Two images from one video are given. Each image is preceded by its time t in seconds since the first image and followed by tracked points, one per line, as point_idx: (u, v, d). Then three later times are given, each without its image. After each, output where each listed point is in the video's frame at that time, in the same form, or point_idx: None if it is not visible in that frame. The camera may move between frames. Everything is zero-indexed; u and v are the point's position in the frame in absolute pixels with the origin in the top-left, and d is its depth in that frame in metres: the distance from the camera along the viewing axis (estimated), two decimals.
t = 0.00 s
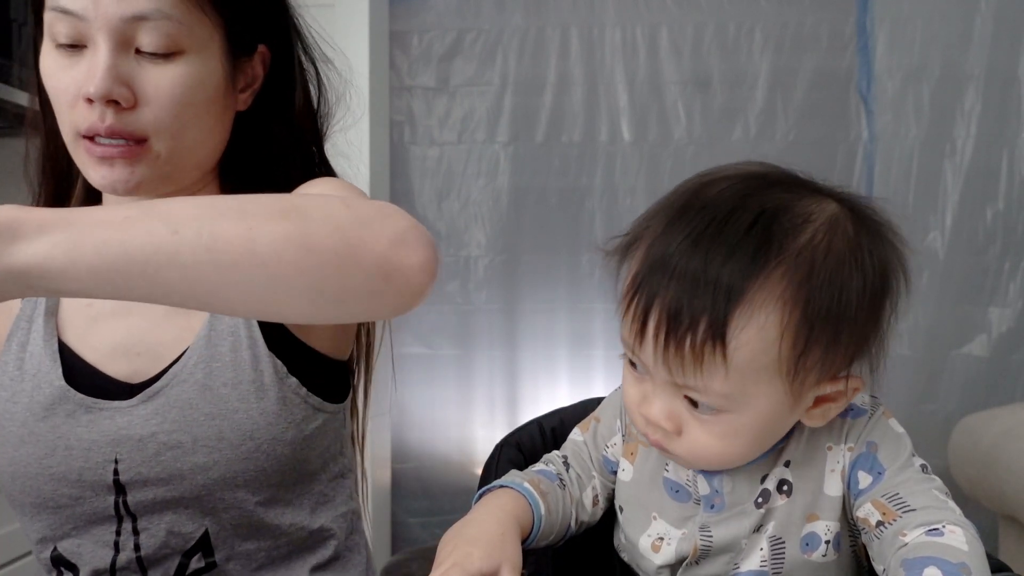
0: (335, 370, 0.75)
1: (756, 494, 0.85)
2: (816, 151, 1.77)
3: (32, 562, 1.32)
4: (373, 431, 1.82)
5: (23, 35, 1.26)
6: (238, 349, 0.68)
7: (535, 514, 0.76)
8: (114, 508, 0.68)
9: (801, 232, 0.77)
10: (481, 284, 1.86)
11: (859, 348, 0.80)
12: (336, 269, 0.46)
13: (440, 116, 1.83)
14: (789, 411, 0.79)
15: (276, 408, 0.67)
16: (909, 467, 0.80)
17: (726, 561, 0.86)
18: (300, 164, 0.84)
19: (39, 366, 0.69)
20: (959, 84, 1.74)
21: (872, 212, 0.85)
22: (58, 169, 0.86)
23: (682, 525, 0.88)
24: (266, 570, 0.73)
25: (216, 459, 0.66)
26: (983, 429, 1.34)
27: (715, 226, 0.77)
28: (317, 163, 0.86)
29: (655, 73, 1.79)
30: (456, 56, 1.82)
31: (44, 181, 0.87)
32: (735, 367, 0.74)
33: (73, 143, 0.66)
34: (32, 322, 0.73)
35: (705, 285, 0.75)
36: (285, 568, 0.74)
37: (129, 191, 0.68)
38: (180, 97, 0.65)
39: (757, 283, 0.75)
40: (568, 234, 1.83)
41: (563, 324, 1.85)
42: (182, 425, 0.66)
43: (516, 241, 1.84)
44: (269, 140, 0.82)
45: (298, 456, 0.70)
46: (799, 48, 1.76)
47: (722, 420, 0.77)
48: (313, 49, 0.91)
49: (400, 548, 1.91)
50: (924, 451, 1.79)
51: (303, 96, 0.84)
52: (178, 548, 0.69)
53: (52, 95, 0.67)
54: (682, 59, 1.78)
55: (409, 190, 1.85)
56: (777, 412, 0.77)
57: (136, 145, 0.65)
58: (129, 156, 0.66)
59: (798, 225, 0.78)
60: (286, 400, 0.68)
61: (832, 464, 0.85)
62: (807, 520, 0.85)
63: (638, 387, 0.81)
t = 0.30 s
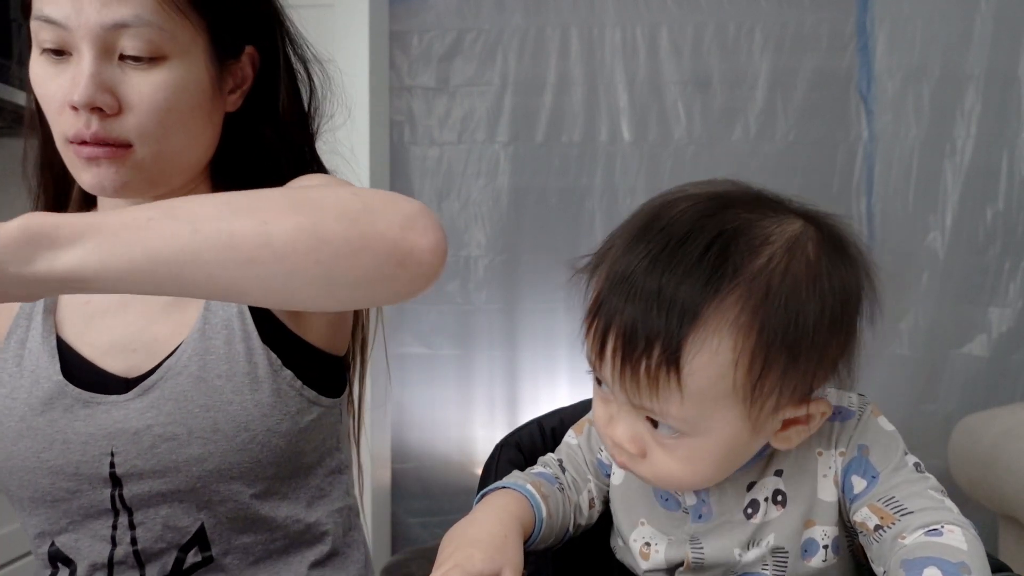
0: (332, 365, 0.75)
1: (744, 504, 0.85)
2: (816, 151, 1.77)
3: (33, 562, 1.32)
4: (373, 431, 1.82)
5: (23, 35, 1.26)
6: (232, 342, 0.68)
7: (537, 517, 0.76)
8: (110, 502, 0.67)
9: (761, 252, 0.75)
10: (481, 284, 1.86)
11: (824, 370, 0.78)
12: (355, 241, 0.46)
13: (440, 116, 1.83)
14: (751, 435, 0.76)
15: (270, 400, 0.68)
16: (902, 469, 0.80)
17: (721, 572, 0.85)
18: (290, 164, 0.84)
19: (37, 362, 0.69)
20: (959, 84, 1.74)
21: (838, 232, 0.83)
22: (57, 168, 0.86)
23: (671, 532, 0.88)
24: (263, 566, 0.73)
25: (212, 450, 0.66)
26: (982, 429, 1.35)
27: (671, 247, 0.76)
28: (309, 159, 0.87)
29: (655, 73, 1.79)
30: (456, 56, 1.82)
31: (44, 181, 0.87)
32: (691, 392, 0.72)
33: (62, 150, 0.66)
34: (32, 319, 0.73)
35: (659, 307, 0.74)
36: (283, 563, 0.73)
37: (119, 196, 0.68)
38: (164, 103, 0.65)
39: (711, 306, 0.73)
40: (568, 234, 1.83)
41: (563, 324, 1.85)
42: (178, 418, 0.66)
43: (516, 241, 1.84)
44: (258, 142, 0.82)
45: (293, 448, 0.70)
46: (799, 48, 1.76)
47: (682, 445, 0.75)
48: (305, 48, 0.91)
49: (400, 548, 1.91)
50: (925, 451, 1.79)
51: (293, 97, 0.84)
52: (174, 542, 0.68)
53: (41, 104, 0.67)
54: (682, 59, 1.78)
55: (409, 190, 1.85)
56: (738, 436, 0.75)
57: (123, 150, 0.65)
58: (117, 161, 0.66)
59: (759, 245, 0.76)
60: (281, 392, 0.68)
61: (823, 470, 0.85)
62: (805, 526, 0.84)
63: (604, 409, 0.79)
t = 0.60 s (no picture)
0: (339, 366, 0.74)
1: (730, 535, 0.78)
2: (816, 151, 1.77)
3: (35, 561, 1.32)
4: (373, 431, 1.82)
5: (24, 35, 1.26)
6: (251, 342, 0.68)
7: (540, 519, 0.76)
8: (125, 498, 0.67)
9: (721, 299, 0.67)
10: (480, 284, 1.86)
11: (794, 424, 0.70)
12: (361, 276, 0.48)
13: (440, 116, 1.83)
14: (704, 490, 0.69)
15: (287, 399, 0.68)
16: (906, 482, 0.75)
17: None
18: (303, 168, 0.83)
19: (48, 360, 0.69)
20: (959, 84, 1.74)
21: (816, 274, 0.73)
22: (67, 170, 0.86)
23: (650, 554, 0.82)
24: (268, 565, 0.72)
25: (230, 446, 0.66)
26: (983, 429, 1.35)
27: (625, 286, 0.68)
28: (319, 167, 0.85)
29: (654, 73, 1.79)
30: (456, 56, 1.82)
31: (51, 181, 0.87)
32: (634, 447, 0.66)
33: (83, 150, 0.67)
34: (41, 317, 0.73)
35: (606, 351, 0.67)
36: (287, 561, 0.73)
37: (137, 196, 0.68)
38: (186, 104, 0.65)
39: (659, 353, 0.66)
40: (568, 234, 1.83)
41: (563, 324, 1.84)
42: (196, 414, 0.66)
43: (516, 241, 1.84)
44: (271, 147, 0.81)
45: (308, 445, 0.71)
46: (799, 48, 1.76)
47: (631, 494, 0.69)
48: (316, 55, 0.90)
49: (400, 548, 1.90)
50: (925, 451, 1.79)
51: (305, 104, 0.84)
52: (184, 541, 0.68)
53: (63, 104, 0.67)
54: (682, 59, 1.78)
55: (409, 190, 1.85)
56: (691, 490, 0.68)
57: (144, 151, 0.65)
58: (138, 160, 0.66)
59: (719, 291, 0.67)
60: (297, 392, 0.68)
61: (814, 492, 0.78)
62: (798, 553, 0.78)
63: (561, 443, 0.74)
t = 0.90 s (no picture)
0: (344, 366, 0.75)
1: (721, 551, 0.77)
2: (816, 150, 1.77)
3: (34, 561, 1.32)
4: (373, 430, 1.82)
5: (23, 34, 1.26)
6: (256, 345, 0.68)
7: (540, 522, 0.75)
8: (123, 495, 0.67)
9: (692, 333, 0.63)
10: (481, 284, 1.86)
11: (772, 456, 0.67)
12: (378, 396, 0.50)
13: (440, 116, 1.83)
14: (678, 522, 0.67)
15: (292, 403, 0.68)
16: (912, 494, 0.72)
17: None
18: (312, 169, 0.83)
19: (48, 353, 0.69)
20: (959, 85, 1.74)
21: (798, 299, 0.69)
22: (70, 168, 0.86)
23: (645, 567, 0.82)
24: (266, 568, 0.72)
25: (232, 449, 0.66)
26: (983, 429, 1.35)
27: (594, 317, 0.65)
28: (326, 168, 0.86)
29: (655, 73, 1.79)
30: (456, 56, 1.82)
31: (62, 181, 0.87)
32: (603, 481, 0.64)
33: (90, 142, 0.66)
34: (41, 309, 0.73)
35: (574, 385, 0.64)
36: (285, 565, 0.72)
37: (142, 189, 0.68)
38: (193, 96, 0.65)
39: (628, 388, 0.63)
40: (568, 234, 1.83)
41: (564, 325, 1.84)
42: (198, 415, 0.66)
43: (516, 241, 1.84)
44: (280, 148, 0.81)
45: (309, 451, 0.71)
46: (799, 47, 1.76)
47: (604, 524, 0.66)
48: (321, 54, 0.90)
49: (400, 548, 1.90)
50: (925, 452, 1.79)
51: (313, 105, 0.84)
52: (181, 539, 0.68)
53: (73, 99, 0.68)
54: (682, 59, 1.78)
55: (409, 190, 1.85)
56: (664, 522, 0.66)
57: (150, 142, 0.65)
58: (143, 151, 0.65)
59: (691, 324, 0.63)
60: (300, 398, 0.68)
61: (810, 508, 0.75)
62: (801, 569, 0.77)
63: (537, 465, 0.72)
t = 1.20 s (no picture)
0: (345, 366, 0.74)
1: (718, 542, 0.73)
2: (817, 150, 1.77)
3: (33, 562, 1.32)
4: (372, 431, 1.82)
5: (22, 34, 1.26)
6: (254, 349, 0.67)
7: (540, 521, 0.75)
8: (118, 499, 0.67)
9: (700, 291, 0.62)
10: (480, 284, 1.86)
11: (771, 421, 0.65)
12: (363, 439, 0.50)
13: (440, 116, 1.83)
14: (671, 484, 0.65)
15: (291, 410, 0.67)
16: (912, 493, 0.69)
17: None
18: (315, 170, 0.83)
19: (45, 355, 0.69)
20: (959, 84, 1.74)
21: (813, 275, 0.67)
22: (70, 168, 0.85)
23: (642, 560, 0.77)
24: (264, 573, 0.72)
25: (228, 456, 0.66)
26: (983, 429, 1.35)
27: (600, 274, 0.64)
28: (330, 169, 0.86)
29: (655, 73, 1.78)
30: (456, 56, 1.82)
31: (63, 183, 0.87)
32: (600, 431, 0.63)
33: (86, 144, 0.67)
34: (39, 310, 0.73)
35: (579, 333, 0.64)
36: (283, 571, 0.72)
37: (138, 192, 0.68)
38: (188, 100, 0.65)
39: (631, 336, 0.62)
40: (568, 234, 1.83)
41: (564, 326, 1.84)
42: (195, 420, 0.65)
43: (516, 241, 1.84)
44: (283, 150, 0.81)
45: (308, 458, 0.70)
46: (799, 47, 1.76)
47: (599, 480, 0.65)
48: (326, 54, 0.90)
49: (400, 548, 1.90)
50: (925, 452, 1.79)
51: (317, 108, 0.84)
52: (179, 543, 0.68)
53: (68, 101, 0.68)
54: (682, 59, 1.78)
55: (409, 190, 1.85)
56: (658, 481, 0.65)
57: (145, 146, 0.65)
58: (138, 154, 0.65)
59: (698, 282, 0.62)
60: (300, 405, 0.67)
61: (808, 504, 0.72)
62: (796, 565, 0.72)
63: (535, 423, 0.71)
